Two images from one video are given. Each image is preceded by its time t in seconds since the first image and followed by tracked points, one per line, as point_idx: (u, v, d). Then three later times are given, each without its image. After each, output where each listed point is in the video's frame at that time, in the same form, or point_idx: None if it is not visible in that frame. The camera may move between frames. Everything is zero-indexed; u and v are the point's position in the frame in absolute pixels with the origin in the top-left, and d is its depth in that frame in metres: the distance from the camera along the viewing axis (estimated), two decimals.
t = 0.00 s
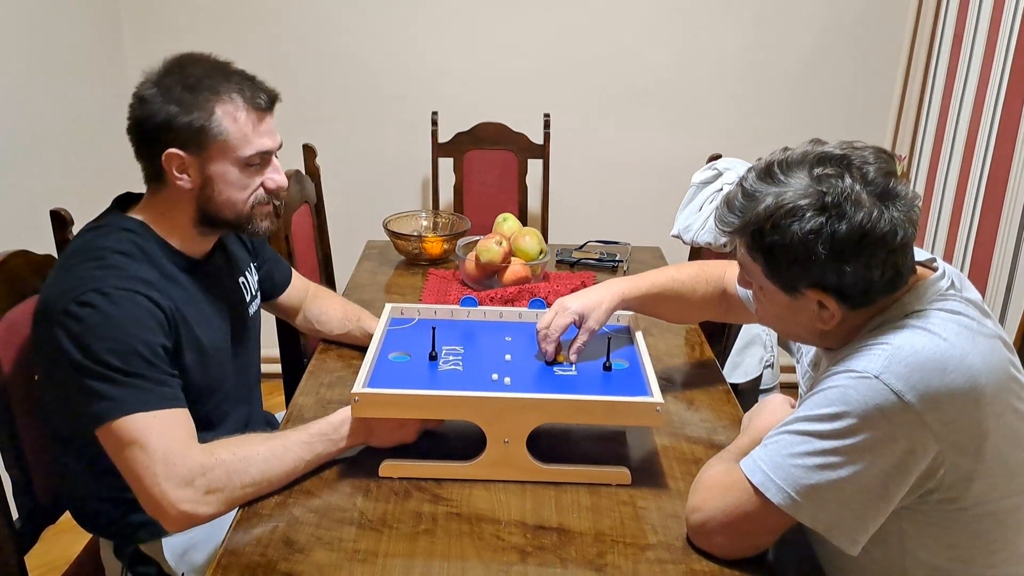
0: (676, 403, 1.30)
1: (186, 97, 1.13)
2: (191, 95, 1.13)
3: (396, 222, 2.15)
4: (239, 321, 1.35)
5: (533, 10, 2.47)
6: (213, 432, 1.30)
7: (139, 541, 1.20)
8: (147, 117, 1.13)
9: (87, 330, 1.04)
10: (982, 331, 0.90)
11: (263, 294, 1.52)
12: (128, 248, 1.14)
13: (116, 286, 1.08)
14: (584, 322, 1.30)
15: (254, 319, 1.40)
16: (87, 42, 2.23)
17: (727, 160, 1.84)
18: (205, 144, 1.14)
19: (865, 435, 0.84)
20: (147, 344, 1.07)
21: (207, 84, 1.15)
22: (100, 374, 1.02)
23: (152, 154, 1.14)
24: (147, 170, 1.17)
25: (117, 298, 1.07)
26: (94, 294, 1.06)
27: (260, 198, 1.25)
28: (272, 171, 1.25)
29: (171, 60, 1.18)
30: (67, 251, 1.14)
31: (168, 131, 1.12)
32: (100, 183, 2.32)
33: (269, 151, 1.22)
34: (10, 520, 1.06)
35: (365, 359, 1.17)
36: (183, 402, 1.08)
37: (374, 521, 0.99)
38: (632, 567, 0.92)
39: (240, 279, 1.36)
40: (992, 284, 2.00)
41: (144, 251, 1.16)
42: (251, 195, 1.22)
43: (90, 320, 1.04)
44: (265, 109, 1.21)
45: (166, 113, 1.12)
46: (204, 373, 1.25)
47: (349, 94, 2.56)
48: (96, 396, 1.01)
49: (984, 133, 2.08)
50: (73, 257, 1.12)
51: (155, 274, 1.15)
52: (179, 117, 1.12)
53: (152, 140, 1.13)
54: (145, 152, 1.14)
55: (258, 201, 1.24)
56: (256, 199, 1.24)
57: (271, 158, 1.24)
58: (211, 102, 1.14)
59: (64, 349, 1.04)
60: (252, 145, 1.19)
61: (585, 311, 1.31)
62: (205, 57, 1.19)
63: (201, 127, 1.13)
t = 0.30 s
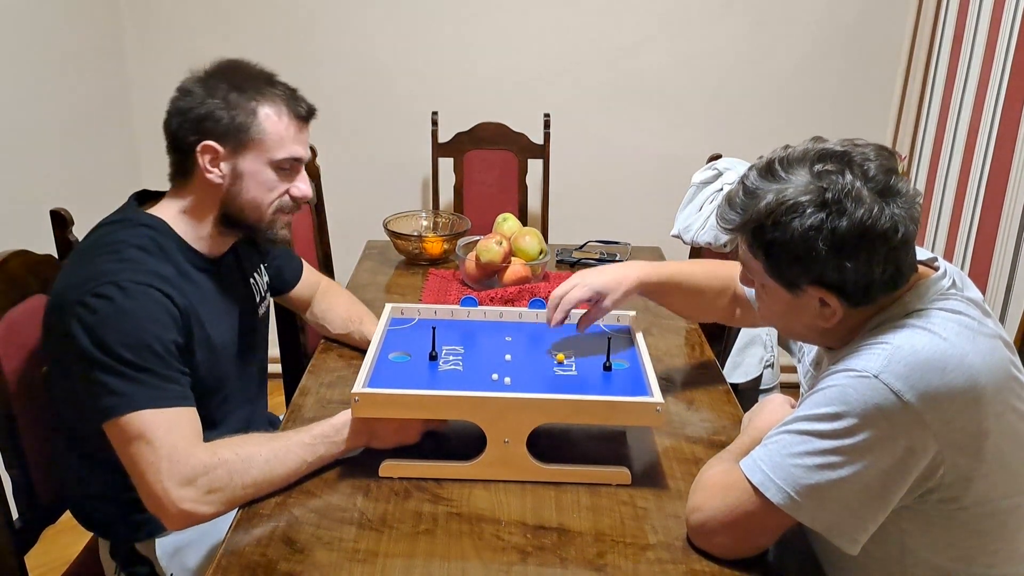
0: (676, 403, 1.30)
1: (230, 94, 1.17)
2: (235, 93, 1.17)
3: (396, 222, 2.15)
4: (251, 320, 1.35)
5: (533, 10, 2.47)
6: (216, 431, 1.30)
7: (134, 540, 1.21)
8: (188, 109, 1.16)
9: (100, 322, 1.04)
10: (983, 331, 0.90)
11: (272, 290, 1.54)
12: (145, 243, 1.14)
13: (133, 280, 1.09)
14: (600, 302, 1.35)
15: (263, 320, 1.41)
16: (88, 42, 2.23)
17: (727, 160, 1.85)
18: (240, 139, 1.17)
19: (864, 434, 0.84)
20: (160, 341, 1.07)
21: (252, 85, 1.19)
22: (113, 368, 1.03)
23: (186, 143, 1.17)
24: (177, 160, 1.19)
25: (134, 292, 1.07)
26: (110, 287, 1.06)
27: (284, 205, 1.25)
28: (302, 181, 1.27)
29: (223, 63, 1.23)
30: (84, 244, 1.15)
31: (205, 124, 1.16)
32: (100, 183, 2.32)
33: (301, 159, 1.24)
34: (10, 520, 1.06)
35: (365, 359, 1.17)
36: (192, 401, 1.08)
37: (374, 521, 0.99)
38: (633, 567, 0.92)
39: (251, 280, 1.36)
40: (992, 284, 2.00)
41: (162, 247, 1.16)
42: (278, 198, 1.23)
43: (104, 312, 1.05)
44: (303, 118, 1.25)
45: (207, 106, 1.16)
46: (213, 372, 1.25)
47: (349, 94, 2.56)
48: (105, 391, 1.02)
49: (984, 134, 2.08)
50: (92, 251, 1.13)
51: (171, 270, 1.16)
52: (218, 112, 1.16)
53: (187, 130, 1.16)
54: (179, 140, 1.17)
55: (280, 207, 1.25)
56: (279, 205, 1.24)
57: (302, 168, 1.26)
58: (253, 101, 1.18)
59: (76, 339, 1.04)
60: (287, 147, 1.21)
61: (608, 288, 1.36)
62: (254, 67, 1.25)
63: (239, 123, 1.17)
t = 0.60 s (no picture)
0: (676, 403, 1.30)
1: (268, 100, 1.19)
2: (273, 99, 1.19)
3: (396, 222, 2.15)
4: (263, 323, 1.36)
5: (533, 11, 2.48)
6: (222, 430, 1.29)
7: (134, 539, 1.22)
8: (226, 111, 1.18)
9: (123, 317, 1.05)
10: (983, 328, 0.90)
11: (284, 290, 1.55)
12: (168, 241, 1.16)
13: (157, 278, 1.10)
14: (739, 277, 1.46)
15: (276, 320, 1.42)
16: (87, 42, 2.23)
17: (727, 160, 1.85)
18: (275, 144, 1.18)
19: (863, 433, 0.84)
20: (178, 338, 1.08)
21: (290, 94, 1.21)
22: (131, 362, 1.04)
23: (218, 143, 1.18)
24: (209, 158, 1.20)
25: (158, 289, 1.08)
26: (134, 283, 1.07)
27: (308, 212, 1.26)
28: (329, 191, 1.28)
29: (261, 71, 1.26)
30: (105, 241, 1.17)
31: (241, 125, 1.17)
32: (101, 184, 2.32)
33: (330, 169, 1.25)
34: (10, 521, 1.06)
35: (366, 360, 1.17)
36: (204, 403, 1.08)
37: (374, 521, 0.99)
38: (633, 567, 0.92)
39: (264, 280, 1.38)
40: (992, 284, 2.00)
41: (184, 247, 1.18)
42: (303, 205, 1.25)
43: (127, 308, 1.06)
44: (334, 130, 1.26)
45: (244, 109, 1.17)
46: (227, 373, 1.25)
47: (349, 94, 2.56)
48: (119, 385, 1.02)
49: (984, 134, 2.08)
50: (117, 248, 1.14)
51: (192, 270, 1.17)
52: (253, 115, 1.17)
53: (223, 130, 1.17)
54: (212, 140, 1.18)
55: (304, 214, 1.26)
56: (303, 212, 1.25)
57: (330, 178, 1.27)
58: (289, 108, 1.19)
59: (97, 334, 1.05)
60: (320, 157, 1.23)
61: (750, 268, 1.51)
62: (291, 76, 1.27)
63: (275, 128, 1.18)
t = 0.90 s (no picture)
0: (676, 403, 1.30)
1: (271, 102, 1.19)
2: (276, 101, 1.19)
3: (396, 222, 2.15)
4: (268, 325, 1.37)
5: (533, 11, 2.48)
6: (225, 433, 1.29)
7: (138, 540, 1.21)
8: (230, 114, 1.18)
9: (131, 319, 1.05)
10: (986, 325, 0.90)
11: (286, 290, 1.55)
12: (176, 244, 1.16)
13: (167, 280, 1.10)
14: (804, 356, 1.30)
15: (280, 323, 1.42)
16: (87, 41, 2.23)
17: (727, 160, 1.85)
18: (279, 146, 1.18)
19: (865, 431, 0.84)
20: (187, 340, 1.08)
21: (294, 95, 1.21)
22: (141, 360, 1.04)
23: (222, 147, 1.18)
24: (212, 163, 1.20)
25: (167, 291, 1.08)
26: (143, 285, 1.07)
27: (314, 214, 1.26)
28: (334, 192, 1.28)
29: (267, 71, 1.25)
30: (117, 240, 1.17)
31: (244, 129, 1.17)
32: (100, 183, 2.32)
33: (335, 170, 1.25)
34: (10, 520, 1.05)
35: (365, 360, 1.17)
36: (209, 411, 1.08)
37: (374, 521, 0.99)
38: (633, 567, 0.92)
39: (269, 283, 1.38)
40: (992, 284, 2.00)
41: (192, 249, 1.18)
42: (308, 207, 1.25)
43: (135, 309, 1.05)
44: (338, 130, 1.26)
45: (248, 112, 1.17)
46: (233, 374, 1.25)
47: (348, 94, 2.56)
48: (127, 384, 1.02)
49: (984, 134, 2.08)
50: (126, 248, 1.14)
51: (200, 272, 1.18)
52: (257, 118, 1.17)
53: (226, 134, 1.17)
54: (216, 144, 1.18)
55: (310, 216, 1.26)
56: (309, 214, 1.25)
57: (335, 179, 1.27)
58: (294, 109, 1.19)
59: (105, 336, 1.05)
60: (324, 158, 1.22)
61: (812, 339, 1.35)
62: (295, 77, 1.27)
63: (279, 130, 1.18)
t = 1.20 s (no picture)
0: (676, 403, 1.30)
1: (267, 92, 1.18)
2: (272, 91, 1.18)
3: (396, 222, 2.15)
4: (274, 321, 1.36)
5: (533, 11, 2.47)
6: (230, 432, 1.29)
7: (147, 540, 1.21)
8: (228, 107, 1.18)
9: (139, 314, 1.05)
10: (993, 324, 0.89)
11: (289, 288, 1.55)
12: (191, 239, 1.16)
13: (176, 277, 1.09)
14: (801, 347, 1.29)
15: (286, 318, 1.42)
16: (86, 41, 2.23)
17: (727, 160, 1.86)
18: (277, 137, 1.18)
19: (870, 431, 0.84)
20: (194, 338, 1.08)
21: (291, 85, 1.20)
22: (147, 355, 1.04)
23: (222, 139, 1.19)
24: (214, 156, 1.21)
25: (179, 288, 1.08)
26: (152, 281, 1.07)
27: (317, 204, 1.27)
28: (337, 181, 1.28)
29: (264, 62, 1.25)
30: (132, 229, 1.17)
31: (244, 122, 1.17)
32: (100, 184, 2.32)
33: (336, 160, 1.25)
34: (11, 520, 1.05)
35: (366, 359, 1.17)
36: (199, 418, 1.07)
37: (374, 521, 0.99)
38: (633, 567, 0.92)
39: (277, 278, 1.38)
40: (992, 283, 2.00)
41: (203, 240, 1.19)
42: (310, 197, 1.25)
43: (144, 304, 1.05)
44: (339, 118, 1.25)
45: (245, 104, 1.18)
46: (241, 371, 1.25)
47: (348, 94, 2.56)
48: (128, 378, 1.02)
49: (984, 134, 2.08)
50: (142, 239, 1.14)
51: (212, 268, 1.18)
52: (255, 109, 1.17)
53: (225, 128, 1.18)
54: (216, 137, 1.19)
55: (313, 206, 1.26)
56: (312, 204, 1.26)
57: (336, 168, 1.27)
58: (290, 99, 1.19)
59: (112, 330, 1.05)
60: (323, 147, 1.22)
61: (813, 330, 1.35)
62: (299, 68, 1.27)
63: (275, 120, 1.18)
